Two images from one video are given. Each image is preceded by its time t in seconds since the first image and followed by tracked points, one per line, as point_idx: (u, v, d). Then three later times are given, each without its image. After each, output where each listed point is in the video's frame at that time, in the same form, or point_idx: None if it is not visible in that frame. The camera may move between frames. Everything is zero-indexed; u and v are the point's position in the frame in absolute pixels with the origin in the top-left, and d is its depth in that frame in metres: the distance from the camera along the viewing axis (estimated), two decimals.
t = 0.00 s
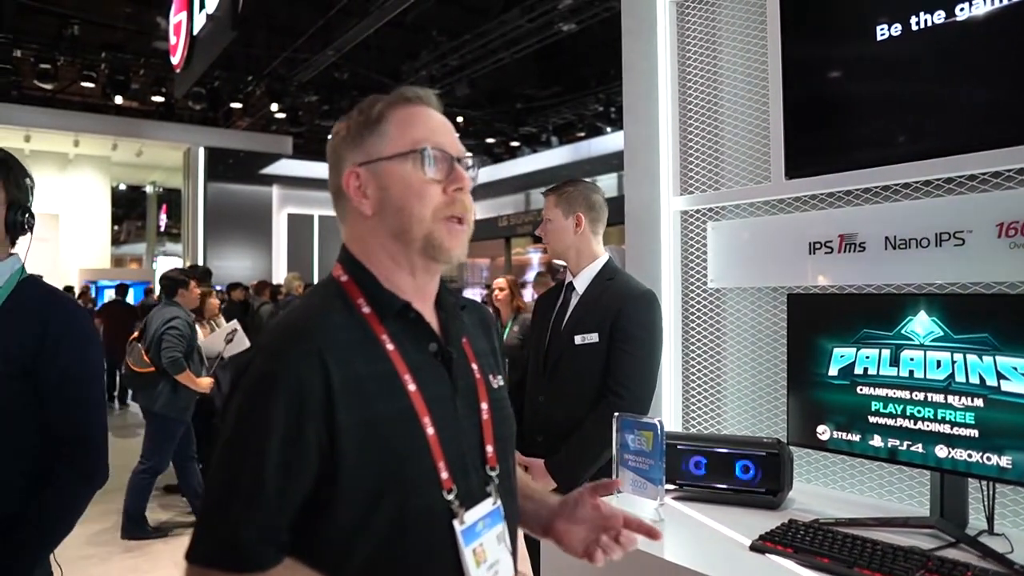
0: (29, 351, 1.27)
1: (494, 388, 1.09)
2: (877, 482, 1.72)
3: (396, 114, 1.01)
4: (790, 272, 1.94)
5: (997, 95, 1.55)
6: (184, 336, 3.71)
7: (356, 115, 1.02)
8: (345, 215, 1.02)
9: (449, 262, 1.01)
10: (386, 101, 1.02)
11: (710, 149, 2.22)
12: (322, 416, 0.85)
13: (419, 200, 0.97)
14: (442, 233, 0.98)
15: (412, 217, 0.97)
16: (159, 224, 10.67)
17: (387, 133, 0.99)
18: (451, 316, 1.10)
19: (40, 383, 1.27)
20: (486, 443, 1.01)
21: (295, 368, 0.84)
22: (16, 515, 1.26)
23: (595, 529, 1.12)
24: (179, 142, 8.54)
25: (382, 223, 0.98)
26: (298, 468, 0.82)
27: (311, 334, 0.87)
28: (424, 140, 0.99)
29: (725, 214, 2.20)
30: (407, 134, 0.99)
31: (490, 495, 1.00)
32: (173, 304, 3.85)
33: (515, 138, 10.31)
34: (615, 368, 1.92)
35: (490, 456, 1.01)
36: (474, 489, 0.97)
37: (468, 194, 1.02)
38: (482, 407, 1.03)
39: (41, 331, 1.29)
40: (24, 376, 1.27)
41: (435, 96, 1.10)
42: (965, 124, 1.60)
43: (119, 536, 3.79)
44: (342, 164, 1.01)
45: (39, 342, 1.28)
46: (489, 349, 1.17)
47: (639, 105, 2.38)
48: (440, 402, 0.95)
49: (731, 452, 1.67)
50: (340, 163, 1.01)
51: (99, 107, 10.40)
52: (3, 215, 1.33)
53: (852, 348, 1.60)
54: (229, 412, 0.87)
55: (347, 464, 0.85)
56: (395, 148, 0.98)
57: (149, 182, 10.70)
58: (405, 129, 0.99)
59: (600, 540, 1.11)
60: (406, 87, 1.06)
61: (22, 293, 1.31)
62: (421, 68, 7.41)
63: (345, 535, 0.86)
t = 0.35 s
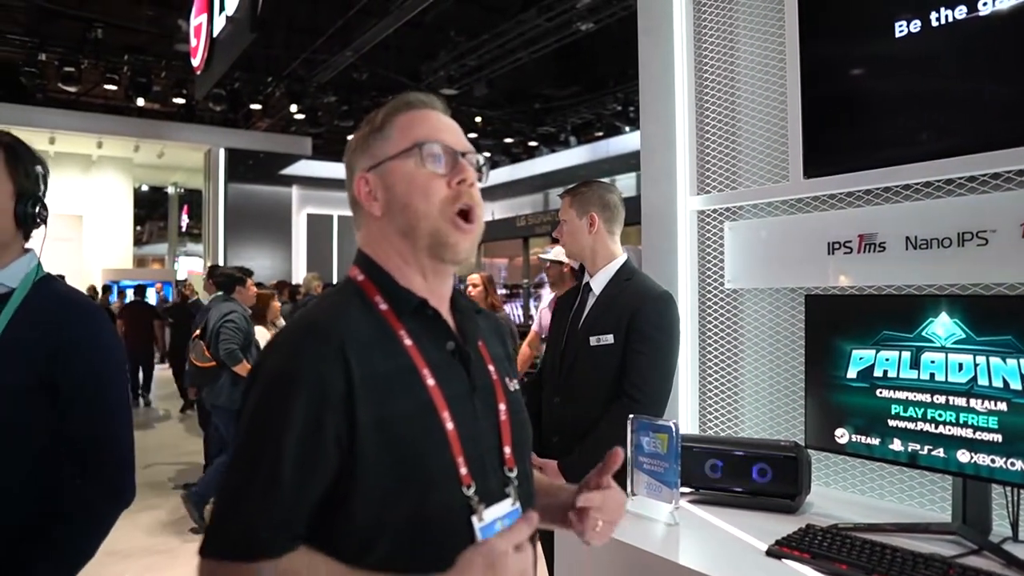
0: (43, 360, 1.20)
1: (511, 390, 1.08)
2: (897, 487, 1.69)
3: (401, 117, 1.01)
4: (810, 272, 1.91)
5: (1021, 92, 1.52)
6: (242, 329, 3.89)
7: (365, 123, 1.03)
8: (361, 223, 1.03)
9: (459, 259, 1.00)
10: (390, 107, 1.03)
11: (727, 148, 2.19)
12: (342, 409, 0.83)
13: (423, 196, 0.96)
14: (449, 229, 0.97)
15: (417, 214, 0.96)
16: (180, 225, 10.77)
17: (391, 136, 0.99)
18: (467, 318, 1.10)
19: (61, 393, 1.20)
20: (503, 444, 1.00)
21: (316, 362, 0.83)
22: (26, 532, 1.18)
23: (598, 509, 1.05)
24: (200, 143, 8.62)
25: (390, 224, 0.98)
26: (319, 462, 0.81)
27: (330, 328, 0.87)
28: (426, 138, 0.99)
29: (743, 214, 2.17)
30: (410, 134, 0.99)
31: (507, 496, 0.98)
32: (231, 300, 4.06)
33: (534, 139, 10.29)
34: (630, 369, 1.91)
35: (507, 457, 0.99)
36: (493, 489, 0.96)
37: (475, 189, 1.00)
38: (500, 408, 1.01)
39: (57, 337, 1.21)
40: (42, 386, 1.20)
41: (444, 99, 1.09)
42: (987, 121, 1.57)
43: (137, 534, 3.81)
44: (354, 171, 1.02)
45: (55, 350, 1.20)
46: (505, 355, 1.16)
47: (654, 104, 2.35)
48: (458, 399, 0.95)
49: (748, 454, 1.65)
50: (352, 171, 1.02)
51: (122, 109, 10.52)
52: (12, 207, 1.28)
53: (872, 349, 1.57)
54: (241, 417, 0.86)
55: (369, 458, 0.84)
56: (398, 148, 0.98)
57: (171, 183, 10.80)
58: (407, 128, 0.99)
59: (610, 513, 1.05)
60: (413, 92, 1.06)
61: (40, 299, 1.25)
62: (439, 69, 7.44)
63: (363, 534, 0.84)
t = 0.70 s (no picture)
0: (63, 365, 1.09)
1: (536, 379, 1.05)
2: (917, 489, 1.66)
3: (465, 109, 0.98)
4: (828, 269, 1.88)
5: None
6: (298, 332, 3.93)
7: (425, 105, 1.00)
8: (398, 202, 1.00)
9: (490, 260, 0.98)
10: (456, 97, 1.00)
11: (743, 145, 2.17)
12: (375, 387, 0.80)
13: (469, 196, 0.94)
14: (488, 231, 0.95)
15: (462, 213, 0.94)
16: (200, 226, 10.86)
17: (450, 126, 0.96)
18: (492, 309, 1.07)
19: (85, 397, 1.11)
20: (528, 433, 0.96)
21: (347, 336, 0.81)
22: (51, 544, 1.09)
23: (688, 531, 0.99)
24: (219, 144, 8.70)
25: (431, 213, 0.95)
26: (355, 434, 0.77)
27: (357, 307, 0.84)
28: (485, 138, 0.96)
29: (758, 212, 2.15)
30: (468, 129, 0.96)
31: (532, 486, 0.93)
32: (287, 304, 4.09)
33: (552, 138, 10.26)
34: (646, 369, 1.89)
35: (531, 446, 0.95)
36: (516, 477, 0.92)
37: (520, 199, 0.98)
38: (524, 397, 0.98)
39: (76, 338, 1.10)
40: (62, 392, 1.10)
41: (504, 98, 1.07)
42: (1009, 116, 1.54)
43: (157, 532, 3.84)
44: (401, 150, 0.99)
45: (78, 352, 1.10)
46: (530, 346, 1.13)
47: (671, 101, 2.33)
48: (483, 384, 0.91)
49: (764, 455, 1.63)
50: (401, 150, 0.99)
51: (143, 112, 10.63)
52: (24, 204, 1.16)
53: (891, 349, 1.55)
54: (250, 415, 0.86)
55: (398, 437, 0.81)
56: (457, 141, 0.95)
57: (191, 184, 10.89)
58: (468, 122, 0.97)
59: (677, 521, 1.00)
60: (479, 84, 1.03)
61: (59, 299, 1.14)
62: (456, 69, 7.45)
63: (390, 519, 0.80)
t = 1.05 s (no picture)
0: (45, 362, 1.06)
1: (548, 386, 1.03)
2: (936, 491, 1.64)
3: (492, 109, 0.95)
4: (845, 267, 1.85)
5: None
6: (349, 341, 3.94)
7: (451, 101, 0.96)
8: (418, 199, 0.96)
9: (512, 264, 0.96)
10: (482, 95, 0.97)
11: (758, 142, 2.14)
12: (382, 394, 0.78)
13: (496, 200, 0.92)
14: (512, 236, 0.94)
15: (488, 218, 0.91)
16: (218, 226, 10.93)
17: (478, 127, 0.93)
18: (508, 312, 1.05)
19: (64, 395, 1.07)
20: (537, 442, 0.94)
21: (356, 342, 0.78)
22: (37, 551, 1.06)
23: (670, 553, 1.02)
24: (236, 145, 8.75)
25: (455, 215, 0.93)
26: (360, 435, 0.75)
27: (369, 312, 0.82)
28: (513, 141, 0.94)
29: (773, 210, 2.12)
30: (496, 130, 0.93)
31: (540, 495, 0.92)
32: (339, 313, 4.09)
33: (568, 139, 10.22)
34: (661, 368, 1.87)
35: (541, 455, 0.94)
36: (524, 486, 0.90)
37: (544, 204, 0.97)
38: (534, 405, 0.96)
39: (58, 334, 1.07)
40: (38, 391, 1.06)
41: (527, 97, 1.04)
42: None
43: (171, 529, 3.85)
44: (424, 147, 0.95)
45: (56, 363, 1.00)
46: (542, 349, 1.11)
47: (687, 99, 2.31)
48: (492, 391, 0.89)
49: (779, 455, 1.60)
50: (424, 147, 0.95)
51: (163, 113, 10.71)
52: None
53: (909, 347, 1.52)
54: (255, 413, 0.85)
55: (402, 444, 0.79)
56: (484, 143, 0.92)
57: (209, 185, 10.96)
58: (496, 123, 0.94)
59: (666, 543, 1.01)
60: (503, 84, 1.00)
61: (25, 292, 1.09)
62: (472, 70, 7.45)
63: (394, 519, 0.79)
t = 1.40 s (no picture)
0: None
1: (541, 386, 1.02)
2: (948, 491, 1.62)
3: (465, 98, 0.95)
4: (857, 266, 1.83)
5: None
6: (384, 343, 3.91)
7: (425, 102, 0.96)
8: (405, 202, 0.96)
9: (509, 244, 0.95)
10: (453, 89, 0.97)
11: (769, 140, 2.12)
12: (372, 393, 0.78)
13: (482, 181, 0.91)
14: (504, 217, 0.93)
15: (476, 201, 0.91)
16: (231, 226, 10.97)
17: (453, 117, 0.93)
18: (501, 309, 1.04)
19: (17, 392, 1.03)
20: (531, 438, 0.94)
21: (346, 340, 0.78)
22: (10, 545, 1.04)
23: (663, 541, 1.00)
24: (249, 146, 8.79)
25: (444, 207, 0.92)
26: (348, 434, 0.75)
27: (359, 310, 0.81)
28: (491, 122, 0.93)
29: (784, 208, 2.10)
30: (473, 116, 0.93)
31: (530, 492, 0.91)
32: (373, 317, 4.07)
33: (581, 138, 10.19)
34: (671, 367, 1.86)
35: (534, 451, 0.94)
36: (514, 481, 0.89)
37: (530, 180, 0.96)
38: (528, 401, 0.95)
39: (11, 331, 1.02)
40: None
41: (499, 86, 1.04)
42: None
43: (184, 528, 3.87)
44: (405, 149, 0.95)
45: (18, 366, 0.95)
46: (536, 345, 1.11)
47: (696, 97, 2.29)
48: (486, 389, 0.88)
49: (792, 456, 1.59)
50: (404, 149, 0.95)
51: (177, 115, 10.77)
52: None
53: (921, 346, 1.50)
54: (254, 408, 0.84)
55: (391, 443, 0.79)
56: (462, 129, 0.92)
57: (223, 185, 11.00)
58: (472, 111, 0.93)
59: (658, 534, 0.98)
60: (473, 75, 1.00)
61: None
62: (484, 69, 7.45)
63: (385, 517, 0.78)
